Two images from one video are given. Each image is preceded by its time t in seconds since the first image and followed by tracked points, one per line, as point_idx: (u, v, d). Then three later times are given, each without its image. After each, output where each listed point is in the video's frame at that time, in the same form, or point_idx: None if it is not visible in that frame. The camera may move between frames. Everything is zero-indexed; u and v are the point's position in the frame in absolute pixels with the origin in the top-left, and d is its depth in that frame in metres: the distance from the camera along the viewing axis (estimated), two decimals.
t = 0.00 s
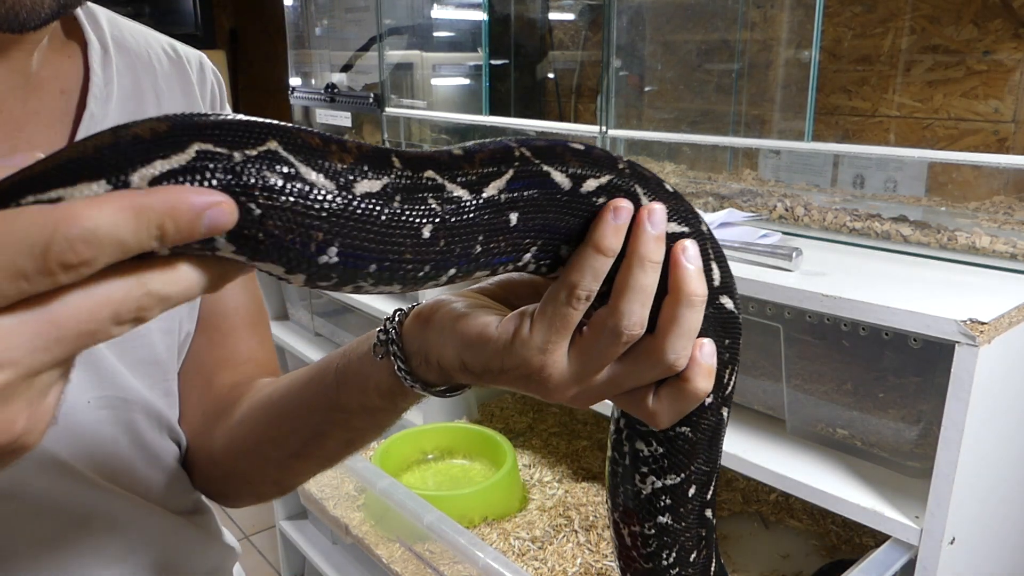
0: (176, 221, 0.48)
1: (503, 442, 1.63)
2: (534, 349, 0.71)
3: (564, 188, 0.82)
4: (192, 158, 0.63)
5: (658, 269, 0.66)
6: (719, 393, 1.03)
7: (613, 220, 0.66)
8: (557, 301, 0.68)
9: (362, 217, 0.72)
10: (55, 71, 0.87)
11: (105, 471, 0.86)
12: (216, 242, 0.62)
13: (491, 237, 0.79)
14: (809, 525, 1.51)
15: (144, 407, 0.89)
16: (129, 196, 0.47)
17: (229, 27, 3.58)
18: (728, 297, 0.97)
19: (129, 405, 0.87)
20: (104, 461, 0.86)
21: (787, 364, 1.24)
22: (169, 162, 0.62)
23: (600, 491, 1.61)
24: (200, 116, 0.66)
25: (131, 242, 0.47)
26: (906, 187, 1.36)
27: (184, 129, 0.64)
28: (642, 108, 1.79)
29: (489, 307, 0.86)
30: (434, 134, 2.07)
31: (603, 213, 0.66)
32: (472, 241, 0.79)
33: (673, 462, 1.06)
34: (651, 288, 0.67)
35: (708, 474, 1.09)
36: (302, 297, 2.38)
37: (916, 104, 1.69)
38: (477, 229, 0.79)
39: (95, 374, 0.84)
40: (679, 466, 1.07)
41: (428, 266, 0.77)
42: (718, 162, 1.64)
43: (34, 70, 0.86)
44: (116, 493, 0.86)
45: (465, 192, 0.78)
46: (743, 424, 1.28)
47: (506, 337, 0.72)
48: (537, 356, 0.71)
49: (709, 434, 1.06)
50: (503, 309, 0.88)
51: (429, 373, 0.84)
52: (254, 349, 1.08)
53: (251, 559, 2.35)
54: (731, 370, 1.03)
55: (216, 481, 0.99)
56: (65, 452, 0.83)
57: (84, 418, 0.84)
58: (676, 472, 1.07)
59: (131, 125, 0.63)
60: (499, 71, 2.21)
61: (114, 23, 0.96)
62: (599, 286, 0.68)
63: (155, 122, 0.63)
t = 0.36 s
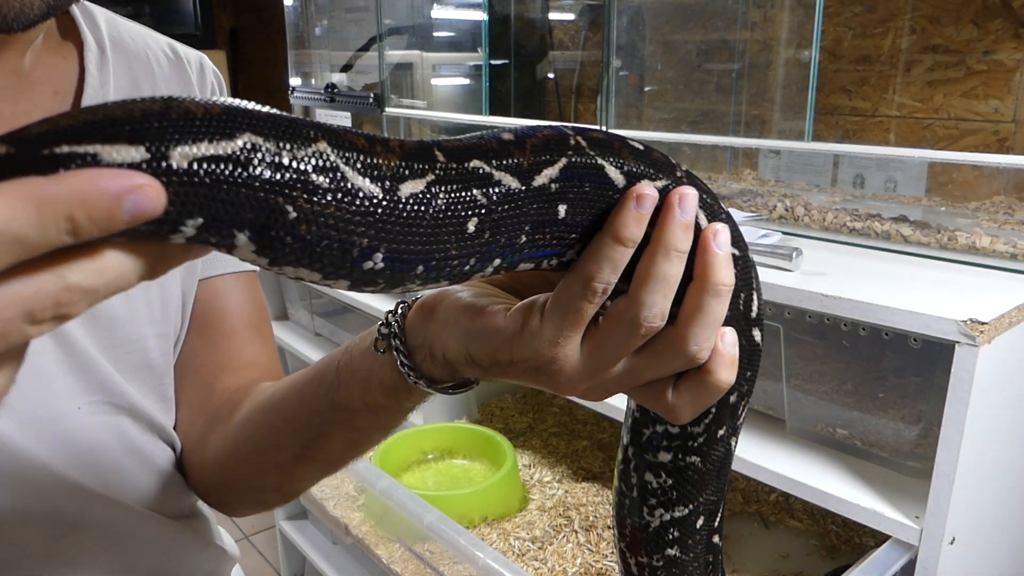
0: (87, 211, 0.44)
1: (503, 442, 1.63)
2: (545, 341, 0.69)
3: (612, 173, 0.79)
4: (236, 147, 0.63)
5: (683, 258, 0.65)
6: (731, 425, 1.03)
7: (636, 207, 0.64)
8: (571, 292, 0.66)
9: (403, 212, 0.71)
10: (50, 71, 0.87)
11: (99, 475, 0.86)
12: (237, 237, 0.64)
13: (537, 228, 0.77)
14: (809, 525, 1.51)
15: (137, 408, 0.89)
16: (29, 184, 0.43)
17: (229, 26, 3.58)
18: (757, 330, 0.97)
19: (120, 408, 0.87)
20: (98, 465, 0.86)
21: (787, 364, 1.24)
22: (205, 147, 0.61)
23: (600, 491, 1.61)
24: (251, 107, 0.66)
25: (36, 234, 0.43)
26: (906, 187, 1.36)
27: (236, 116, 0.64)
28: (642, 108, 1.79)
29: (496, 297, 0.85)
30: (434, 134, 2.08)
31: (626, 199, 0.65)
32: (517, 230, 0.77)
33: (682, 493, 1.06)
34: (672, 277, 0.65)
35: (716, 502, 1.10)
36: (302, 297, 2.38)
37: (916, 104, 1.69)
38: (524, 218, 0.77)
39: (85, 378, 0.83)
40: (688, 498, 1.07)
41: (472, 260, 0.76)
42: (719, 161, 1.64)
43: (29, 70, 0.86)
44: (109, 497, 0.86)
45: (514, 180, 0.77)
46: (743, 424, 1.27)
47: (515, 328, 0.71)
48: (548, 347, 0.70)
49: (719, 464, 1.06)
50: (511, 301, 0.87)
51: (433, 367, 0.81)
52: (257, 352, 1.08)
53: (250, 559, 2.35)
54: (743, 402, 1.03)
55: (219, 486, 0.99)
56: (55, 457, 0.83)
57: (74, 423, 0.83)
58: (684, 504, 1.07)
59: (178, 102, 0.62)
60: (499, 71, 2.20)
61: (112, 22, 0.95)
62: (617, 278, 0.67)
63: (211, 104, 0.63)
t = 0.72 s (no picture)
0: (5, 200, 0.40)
1: (502, 442, 1.63)
2: (561, 334, 0.69)
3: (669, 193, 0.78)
4: (295, 170, 0.65)
5: (711, 250, 0.62)
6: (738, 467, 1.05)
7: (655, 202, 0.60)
8: (591, 283, 0.65)
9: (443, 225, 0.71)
10: (45, 72, 0.87)
11: (97, 478, 0.85)
12: (287, 259, 0.65)
13: (581, 237, 0.75)
14: (809, 525, 1.51)
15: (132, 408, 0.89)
16: None
17: (229, 27, 3.58)
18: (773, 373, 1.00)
19: (116, 410, 0.87)
20: (95, 468, 0.85)
21: (787, 364, 1.24)
22: (266, 168, 0.64)
23: (600, 491, 1.61)
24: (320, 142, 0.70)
25: None
26: (906, 187, 1.36)
27: (299, 146, 0.67)
28: (641, 108, 1.80)
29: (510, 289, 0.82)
30: (434, 134, 2.09)
31: (648, 193, 0.60)
32: (562, 239, 0.75)
33: (695, 534, 1.08)
34: (698, 268, 0.63)
35: (727, 536, 1.12)
36: (302, 297, 2.38)
37: (916, 104, 1.69)
38: (566, 225, 0.75)
39: (79, 379, 0.83)
40: (701, 537, 1.08)
41: (518, 269, 0.74)
42: (718, 162, 1.64)
43: (23, 70, 0.86)
44: (104, 499, 0.86)
45: (556, 191, 0.76)
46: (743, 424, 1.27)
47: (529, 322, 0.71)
48: (565, 339, 0.69)
49: (728, 502, 1.07)
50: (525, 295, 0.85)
51: (445, 364, 0.80)
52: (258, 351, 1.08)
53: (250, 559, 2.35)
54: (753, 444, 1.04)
55: (221, 486, 0.98)
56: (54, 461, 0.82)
57: (71, 426, 0.82)
58: (699, 545, 1.09)
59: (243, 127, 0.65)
60: (499, 71, 2.22)
61: (107, 23, 0.95)
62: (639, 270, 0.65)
63: (276, 130, 0.67)
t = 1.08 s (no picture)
0: None
1: (503, 442, 1.63)
2: (596, 309, 0.69)
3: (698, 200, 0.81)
4: (415, 203, 0.68)
5: (754, 236, 0.62)
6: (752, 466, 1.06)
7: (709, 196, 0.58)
8: (630, 259, 0.65)
9: (533, 224, 0.72)
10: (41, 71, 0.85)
11: (99, 476, 0.85)
12: (416, 293, 0.67)
13: (639, 221, 0.80)
14: (808, 525, 1.51)
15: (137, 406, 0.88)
16: None
17: (229, 27, 3.57)
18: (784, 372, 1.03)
19: (121, 409, 0.86)
20: (98, 467, 0.85)
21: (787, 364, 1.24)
22: (386, 212, 0.66)
23: (600, 491, 1.61)
24: (410, 178, 0.72)
25: None
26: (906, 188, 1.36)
27: (401, 186, 0.70)
28: (642, 108, 1.80)
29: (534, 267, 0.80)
30: (434, 133, 2.09)
31: (697, 190, 0.58)
32: (623, 225, 0.79)
33: (716, 541, 1.08)
34: (739, 255, 0.63)
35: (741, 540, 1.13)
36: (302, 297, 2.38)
37: (916, 104, 1.69)
38: (626, 213, 0.78)
39: (81, 378, 0.82)
40: (722, 544, 1.09)
41: (590, 253, 0.75)
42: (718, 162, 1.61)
43: (16, 69, 0.84)
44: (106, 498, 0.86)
45: (615, 180, 0.78)
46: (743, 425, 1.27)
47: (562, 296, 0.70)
48: (599, 314, 0.69)
49: (743, 505, 1.09)
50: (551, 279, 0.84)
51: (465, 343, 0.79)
52: (263, 348, 1.07)
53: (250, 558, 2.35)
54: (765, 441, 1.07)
55: (231, 480, 0.98)
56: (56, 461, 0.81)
57: (72, 424, 0.82)
58: (720, 552, 1.09)
59: (343, 173, 0.66)
60: (499, 71, 2.22)
61: (101, 24, 0.94)
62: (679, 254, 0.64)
63: (376, 175, 0.69)
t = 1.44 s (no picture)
0: None
1: (503, 442, 1.63)
2: (591, 284, 0.71)
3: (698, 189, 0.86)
4: (459, 201, 0.73)
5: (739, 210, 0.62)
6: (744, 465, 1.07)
7: (696, 177, 0.59)
8: (622, 235, 0.67)
9: (556, 202, 0.77)
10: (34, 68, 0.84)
11: (102, 472, 0.85)
12: (472, 284, 0.72)
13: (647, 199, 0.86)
14: (808, 525, 1.51)
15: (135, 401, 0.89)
16: None
17: (229, 27, 3.57)
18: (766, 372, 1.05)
19: (119, 403, 0.86)
20: (103, 464, 0.85)
21: (787, 364, 1.24)
22: (436, 216, 0.72)
23: (600, 491, 1.61)
24: (442, 175, 0.77)
25: None
26: (906, 188, 1.36)
27: (440, 188, 0.75)
28: (642, 108, 1.81)
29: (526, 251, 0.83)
30: (435, 133, 2.09)
31: (687, 178, 0.59)
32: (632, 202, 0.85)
33: (715, 548, 1.07)
34: (727, 228, 0.63)
35: (739, 547, 1.12)
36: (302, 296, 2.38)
37: (916, 104, 1.69)
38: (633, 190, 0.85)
39: (83, 374, 0.82)
40: (720, 549, 1.07)
41: (599, 224, 0.82)
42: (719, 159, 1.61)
43: (5, 67, 0.83)
44: (111, 494, 0.84)
45: (619, 160, 0.85)
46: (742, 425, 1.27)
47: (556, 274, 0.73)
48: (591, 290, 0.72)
49: (738, 507, 1.09)
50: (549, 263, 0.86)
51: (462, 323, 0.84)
52: (256, 348, 1.09)
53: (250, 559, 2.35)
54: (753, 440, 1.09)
55: (226, 475, 0.97)
56: (58, 454, 0.81)
57: (75, 418, 0.82)
58: (720, 557, 1.07)
59: (385, 192, 0.72)
60: (499, 71, 2.21)
61: (85, 25, 0.92)
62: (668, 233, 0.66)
63: (414, 184, 0.74)
